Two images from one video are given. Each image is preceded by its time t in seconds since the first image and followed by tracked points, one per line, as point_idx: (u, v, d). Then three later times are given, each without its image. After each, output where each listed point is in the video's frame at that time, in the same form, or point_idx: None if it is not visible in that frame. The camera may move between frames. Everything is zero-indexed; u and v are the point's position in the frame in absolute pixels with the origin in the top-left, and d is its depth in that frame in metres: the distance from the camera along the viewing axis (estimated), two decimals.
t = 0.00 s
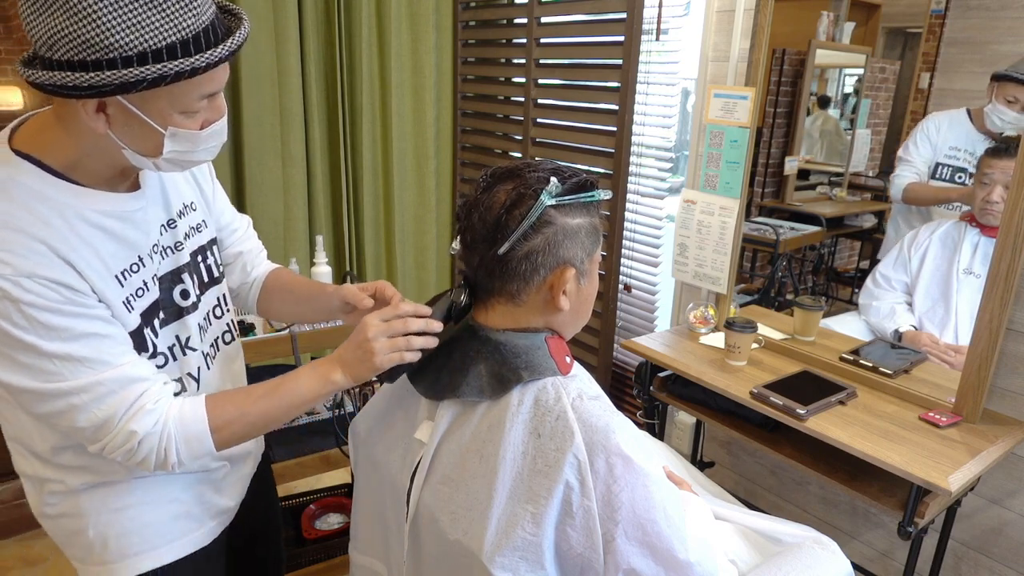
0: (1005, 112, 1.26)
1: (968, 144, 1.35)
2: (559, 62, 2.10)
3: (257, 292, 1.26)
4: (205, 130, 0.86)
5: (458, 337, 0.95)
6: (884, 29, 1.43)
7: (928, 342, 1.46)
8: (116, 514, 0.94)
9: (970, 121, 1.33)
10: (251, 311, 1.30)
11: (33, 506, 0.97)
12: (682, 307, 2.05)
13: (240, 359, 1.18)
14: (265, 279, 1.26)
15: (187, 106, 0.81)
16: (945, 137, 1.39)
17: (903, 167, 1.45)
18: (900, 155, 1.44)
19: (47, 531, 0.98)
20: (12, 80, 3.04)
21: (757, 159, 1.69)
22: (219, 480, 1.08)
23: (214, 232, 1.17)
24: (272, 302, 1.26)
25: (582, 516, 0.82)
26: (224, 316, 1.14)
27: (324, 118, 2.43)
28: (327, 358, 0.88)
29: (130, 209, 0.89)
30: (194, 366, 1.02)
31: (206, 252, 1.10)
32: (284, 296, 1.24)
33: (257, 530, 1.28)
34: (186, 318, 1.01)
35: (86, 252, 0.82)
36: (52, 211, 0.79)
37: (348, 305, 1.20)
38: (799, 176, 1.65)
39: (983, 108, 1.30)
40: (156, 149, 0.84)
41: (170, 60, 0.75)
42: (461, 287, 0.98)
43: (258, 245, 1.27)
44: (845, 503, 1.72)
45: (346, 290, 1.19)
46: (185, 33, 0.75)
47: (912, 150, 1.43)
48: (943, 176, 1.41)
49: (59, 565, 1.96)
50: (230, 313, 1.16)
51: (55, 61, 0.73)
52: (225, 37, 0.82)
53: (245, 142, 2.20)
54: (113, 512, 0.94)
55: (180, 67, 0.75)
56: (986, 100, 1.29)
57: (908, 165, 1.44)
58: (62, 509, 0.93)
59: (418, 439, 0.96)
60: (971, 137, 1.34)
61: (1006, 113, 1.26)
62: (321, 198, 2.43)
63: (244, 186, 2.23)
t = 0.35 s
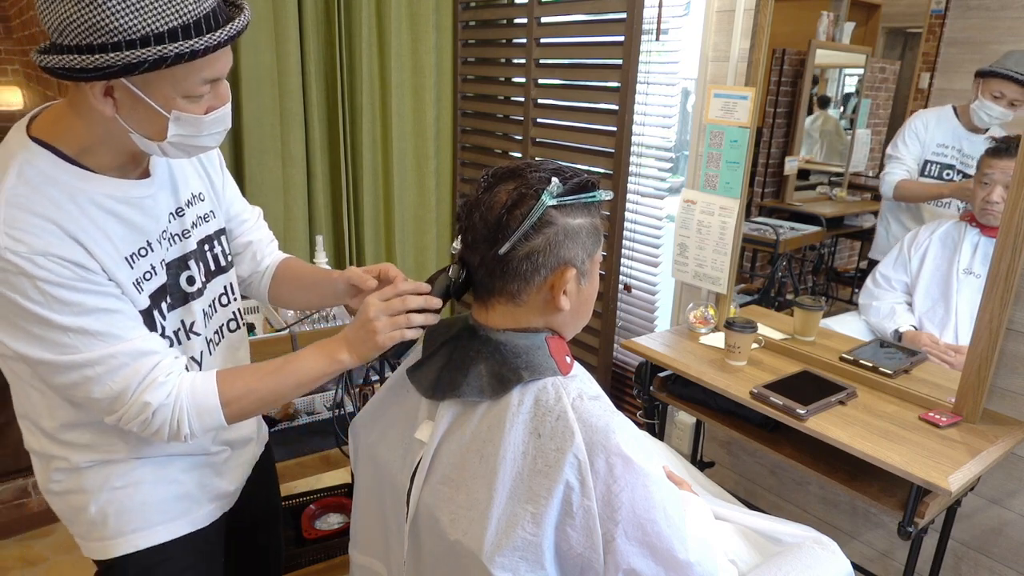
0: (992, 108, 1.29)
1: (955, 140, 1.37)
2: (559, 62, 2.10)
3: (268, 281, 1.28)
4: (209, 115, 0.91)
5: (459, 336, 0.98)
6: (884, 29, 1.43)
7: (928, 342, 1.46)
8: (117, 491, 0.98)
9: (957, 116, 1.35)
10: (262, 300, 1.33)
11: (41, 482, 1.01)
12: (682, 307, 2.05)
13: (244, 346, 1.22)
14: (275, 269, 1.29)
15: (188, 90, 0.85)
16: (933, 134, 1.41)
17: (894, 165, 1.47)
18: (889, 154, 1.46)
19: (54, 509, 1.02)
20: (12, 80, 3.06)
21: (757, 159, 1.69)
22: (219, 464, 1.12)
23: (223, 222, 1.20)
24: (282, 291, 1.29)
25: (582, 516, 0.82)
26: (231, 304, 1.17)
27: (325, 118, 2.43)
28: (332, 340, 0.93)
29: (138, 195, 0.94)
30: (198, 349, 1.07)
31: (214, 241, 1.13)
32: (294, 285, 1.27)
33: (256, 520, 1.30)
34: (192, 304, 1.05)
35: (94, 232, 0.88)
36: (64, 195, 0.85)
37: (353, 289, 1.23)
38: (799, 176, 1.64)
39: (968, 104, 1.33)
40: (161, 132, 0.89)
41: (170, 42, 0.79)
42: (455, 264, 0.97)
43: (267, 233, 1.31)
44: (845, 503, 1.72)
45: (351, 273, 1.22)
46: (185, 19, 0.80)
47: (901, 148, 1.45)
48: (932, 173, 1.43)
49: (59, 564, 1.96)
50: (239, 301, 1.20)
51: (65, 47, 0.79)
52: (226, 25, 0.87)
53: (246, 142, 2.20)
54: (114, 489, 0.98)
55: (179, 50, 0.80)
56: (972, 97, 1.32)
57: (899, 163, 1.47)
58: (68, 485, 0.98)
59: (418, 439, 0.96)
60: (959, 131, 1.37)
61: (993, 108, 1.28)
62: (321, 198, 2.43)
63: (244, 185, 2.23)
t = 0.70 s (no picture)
0: (981, 105, 1.30)
1: (945, 140, 1.40)
2: (559, 62, 2.10)
3: (275, 279, 1.29)
4: (219, 108, 0.93)
5: (460, 336, 0.98)
6: (884, 29, 1.43)
7: (928, 342, 1.46)
8: (124, 476, 0.99)
9: (946, 115, 1.37)
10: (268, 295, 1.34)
11: (49, 468, 1.02)
12: (682, 307, 2.05)
13: (248, 341, 1.22)
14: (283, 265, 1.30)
15: (200, 82, 0.88)
16: (923, 133, 1.42)
17: (887, 166, 1.49)
18: (882, 154, 1.48)
19: (61, 495, 1.03)
20: (12, 80, 3.07)
21: (757, 159, 1.70)
22: (225, 454, 1.12)
23: (230, 218, 1.21)
24: (287, 288, 1.29)
25: (582, 516, 0.82)
26: (237, 298, 1.18)
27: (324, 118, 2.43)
28: (331, 335, 0.94)
29: (149, 187, 0.96)
30: (205, 340, 1.08)
31: (221, 236, 1.14)
32: (299, 281, 1.27)
33: (259, 512, 1.30)
34: (199, 295, 1.07)
35: (107, 222, 0.90)
36: (77, 183, 0.87)
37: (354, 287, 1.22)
38: (799, 176, 1.64)
39: (957, 104, 1.34)
40: (172, 125, 0.91)
41: (182, 34, 0.82)
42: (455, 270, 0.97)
43: (276, 231, 1.32)
44: (845, 503, 1.72)
45: (352, 272, 1.21)
46: (198, 12, 0.82)
47: (893, 149, 1.46)
48: (924, 172, 1.45)
49: (59, 564, 1.96)
50: (244, 295, 1.21)
51: (83, 39, 0.82)
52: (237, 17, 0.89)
53: (246, 142, 2.20)
54: (121, 475, 0.98)
55: (191, 41, 0.83)
56: (961, 95, 1.33)
57: (891, 163, 1.48)
58: (76, 471, 0.99)
59: (418, 440, 0.96)
60: (949, 130, 1.39)
61: (982, 106, 1.30)
62: (321, 198, 2.43)
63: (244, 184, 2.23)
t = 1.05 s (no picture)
0: (974, 103, 1.31)
1: (939, 138, 1.41)
2: (559, 62, 2.10)
3: (277, 277, 1.29)
4: (224, 100, 0.94)
5: (460, 336, 0.98)
6: (884, 29, 1.43)
7: (928, 342, 1.46)
8: (128, 470, 0.99)
9: (939, 114, 1.38)
10: (270, 294, 1.34)
11: (54, 462, 1.02)
12: (682, 307, 2.05)
13: (252, 338, 1.21)
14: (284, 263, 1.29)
15: (204, 74, 0.89)
16: (917, 132, 1.44)
17: (881, 166, 1.51)
18: (875, 155, 1.51)
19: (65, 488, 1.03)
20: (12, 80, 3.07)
21: (757, 159, 1.70)
22: (228, 449, 1.12)
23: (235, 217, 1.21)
24: (290, 286, 1.29)
25: (582, 516, 0.82)
26: (240, 294, 1.18)
27: (324, 118, 2.43)
28: (325, 329, 0.96)
29: (155, 181, 0.97)
30: (209, 335, 1.08)
31: (226, 233, 1.14)
32: (302, 279, 1.27)
33: (262, 509, 1.30)
34: (204, 290, 1.07)
35: (113, 216, 0.90)
36: (84, 175, 0.88)
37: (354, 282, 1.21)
38: (799, 176, 1.64)
39: (951, 102, 1.35)
40: (178, 116, 0.91)
41: (187, 25, 0.83)
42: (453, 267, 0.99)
43: (279, 231, 1.31)
44: (845, 503, 1.72)
45: (353, 266, 1.20)
46: (203, 4, 0.83)
47: (886, 150, 1.49)
48: (919, 172, 1.47)
49: (59, 564, 1.96)
50: (248, 292, 1.20)
51: (91, 31, 0.84)
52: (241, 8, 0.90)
53: (245, 142, 2.20)
54: (124, 470, 0.99)
55: (196, 32, 0.84)
56: (953, 93, 1.34)
57: (885, 164, 1.51)
58: (81, 464, 0.99)
59: (418, 440, 0.96)
60: (942, 129, 1.40)
61: (975, 104, 1.31)
62: (321, 198, 2.43)
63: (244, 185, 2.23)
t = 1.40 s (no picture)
0: (968, 102, 1.31)
1: (934, 138, 1.41)
2: (559, 62, 2.10)
3: (281, 278, 1.29)
4: (228, 96, 0.94)
5: (461, 336, 0.98)
6: (884, 29, 1.43)
7: (928, 342, 1.46)
8: (129, 468, 0.99)
9: (934, 114, 1.38)
10: (272, 294, 1.34)
11: (56, 459, 1.02)
12: (682, 307, 2.05)
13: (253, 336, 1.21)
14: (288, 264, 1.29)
15: (209, 70, 0.90)
16: (912, 133, 1.44)
17: (878, 166, 1.51)
18: (872, 154, 1.51)
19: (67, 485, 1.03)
20: (12, 79, 3.07)
21: (757, 159, 1.70)
22: (229, 448, 1.12)
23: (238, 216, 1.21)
24: (294, 284, 1.29)
25: (582, 516, 0.82)
26: (242, 293, 1.17)
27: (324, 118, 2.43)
28: (329, 323, 0.96)
29: (159, 178, 0.97)
30: (211, 332, 1.09)
31: (228, 232, 1.14)
32: (307, 279, 1.28)
33: (262, 508, 1.30)
34: (206, 287, 1.07)
35: (119, 211, 0.91)
36: (90, 171, 0.88)
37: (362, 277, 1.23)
38: (798, 176, 1.64)
39: (945, 101, 1.35)
40: (182, 111, 0.91)
41: (193, 19, 0.83)
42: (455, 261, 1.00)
43: (281, 230, 1.31)
44: (845, 503, 1.72)
45: (358, 261, 1.22)
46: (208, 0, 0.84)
47: (883, 150, 1.49)
48: (915, 172, 1.47)
49: (59, 564, 1.96)
50: (250, 291, 1.20)
51: (98, 27, 0.84)
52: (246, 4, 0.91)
53: (246, 142, 2.20)
54: (126, 468, 0.99)
55: (202, 27, 0.84)
56: (948, 92, 1.34)
57: (883, 164, 1.51)
58: (83, 462, 0.98)
59: (418, 440, 0.96)
60: (937, 128, 1.40)
61: (969, 103, 1.31)
62: (321, 198, 2.43)
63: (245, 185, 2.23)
